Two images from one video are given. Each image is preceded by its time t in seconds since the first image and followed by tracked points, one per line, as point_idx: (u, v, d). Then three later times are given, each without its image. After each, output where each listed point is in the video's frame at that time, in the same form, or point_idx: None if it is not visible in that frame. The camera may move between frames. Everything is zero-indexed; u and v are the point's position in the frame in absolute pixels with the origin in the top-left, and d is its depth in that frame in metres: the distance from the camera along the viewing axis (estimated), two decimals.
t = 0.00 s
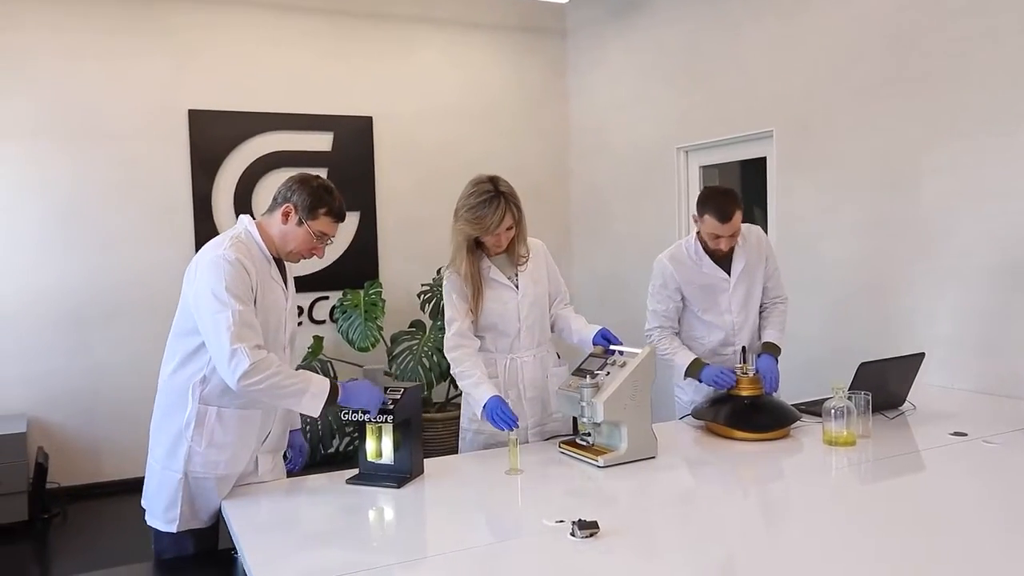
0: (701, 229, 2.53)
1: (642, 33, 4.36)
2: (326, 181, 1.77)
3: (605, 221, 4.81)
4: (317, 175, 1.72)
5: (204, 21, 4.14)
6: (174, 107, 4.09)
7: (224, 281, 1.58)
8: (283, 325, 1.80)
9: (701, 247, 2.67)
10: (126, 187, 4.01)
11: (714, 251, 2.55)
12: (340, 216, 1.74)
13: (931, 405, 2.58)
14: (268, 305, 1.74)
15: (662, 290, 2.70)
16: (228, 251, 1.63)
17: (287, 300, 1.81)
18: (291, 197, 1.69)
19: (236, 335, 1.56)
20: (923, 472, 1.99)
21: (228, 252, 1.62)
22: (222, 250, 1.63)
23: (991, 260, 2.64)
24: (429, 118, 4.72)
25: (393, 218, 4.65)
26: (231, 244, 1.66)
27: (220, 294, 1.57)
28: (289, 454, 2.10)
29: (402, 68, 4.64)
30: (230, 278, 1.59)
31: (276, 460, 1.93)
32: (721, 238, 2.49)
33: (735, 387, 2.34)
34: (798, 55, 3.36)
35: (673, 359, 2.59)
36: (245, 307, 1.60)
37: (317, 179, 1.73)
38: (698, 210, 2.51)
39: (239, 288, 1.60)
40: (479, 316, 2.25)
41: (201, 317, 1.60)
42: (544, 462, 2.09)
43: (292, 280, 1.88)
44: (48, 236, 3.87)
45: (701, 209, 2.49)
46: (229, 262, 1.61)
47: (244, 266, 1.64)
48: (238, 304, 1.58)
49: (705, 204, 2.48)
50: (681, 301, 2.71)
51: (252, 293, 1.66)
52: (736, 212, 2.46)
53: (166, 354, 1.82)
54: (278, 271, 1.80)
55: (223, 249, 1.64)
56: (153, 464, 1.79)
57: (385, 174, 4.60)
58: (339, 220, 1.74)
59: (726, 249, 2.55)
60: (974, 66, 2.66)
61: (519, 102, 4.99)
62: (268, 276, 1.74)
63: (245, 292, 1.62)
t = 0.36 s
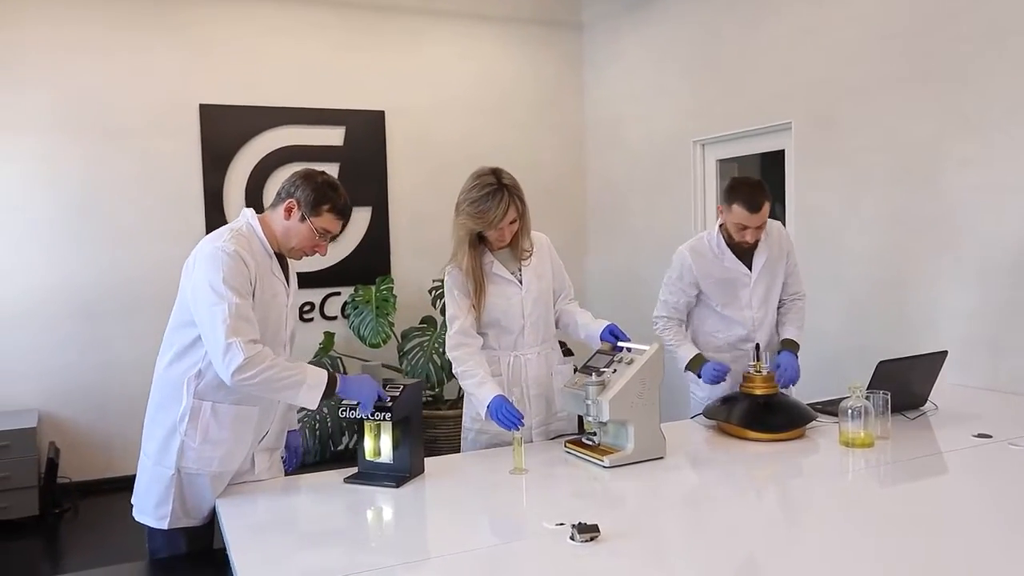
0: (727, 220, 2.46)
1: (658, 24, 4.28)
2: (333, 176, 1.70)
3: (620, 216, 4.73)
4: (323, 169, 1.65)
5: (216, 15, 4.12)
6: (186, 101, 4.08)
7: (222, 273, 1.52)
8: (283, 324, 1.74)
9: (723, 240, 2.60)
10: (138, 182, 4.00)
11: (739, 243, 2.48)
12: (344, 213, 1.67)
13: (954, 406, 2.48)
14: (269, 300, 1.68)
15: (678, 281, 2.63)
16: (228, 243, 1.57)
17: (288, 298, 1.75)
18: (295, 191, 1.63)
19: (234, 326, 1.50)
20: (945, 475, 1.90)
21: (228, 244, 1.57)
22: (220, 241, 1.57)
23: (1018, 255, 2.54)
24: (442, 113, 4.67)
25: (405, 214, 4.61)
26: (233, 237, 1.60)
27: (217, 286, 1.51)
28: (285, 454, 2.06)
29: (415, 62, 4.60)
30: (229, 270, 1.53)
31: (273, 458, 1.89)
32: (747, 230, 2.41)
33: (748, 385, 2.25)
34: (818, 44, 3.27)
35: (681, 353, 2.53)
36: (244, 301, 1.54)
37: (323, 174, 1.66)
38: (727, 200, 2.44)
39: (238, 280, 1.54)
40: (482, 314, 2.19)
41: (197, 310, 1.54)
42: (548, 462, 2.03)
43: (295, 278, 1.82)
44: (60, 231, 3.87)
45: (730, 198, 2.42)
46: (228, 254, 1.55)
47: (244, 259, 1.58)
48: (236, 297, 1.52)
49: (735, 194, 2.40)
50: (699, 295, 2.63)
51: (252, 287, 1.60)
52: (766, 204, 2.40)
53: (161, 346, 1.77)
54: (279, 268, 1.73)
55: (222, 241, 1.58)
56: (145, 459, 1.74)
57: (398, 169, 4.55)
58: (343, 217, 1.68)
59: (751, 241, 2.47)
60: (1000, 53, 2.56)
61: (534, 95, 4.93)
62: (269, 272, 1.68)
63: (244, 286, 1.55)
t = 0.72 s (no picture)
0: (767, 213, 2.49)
1: (670, 17, 4.20)
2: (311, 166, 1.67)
3: (633, 213, 4.66)
4: (299, 158, 1.62)
5: (223, 12, 4.10)
6: (193, 98, 4.06)
7: (196, 271, 1.50)
8: (269, 319, 1.71)
9: (762, 236, 2.58)
10: (146, 180, 3.99)
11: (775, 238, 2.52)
12: (323, 201, 1.63)
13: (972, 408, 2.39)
14: (252, 295, 1.65)
15: (716, 275, 2.57)
16: (204, 239, 1.54)
17: (273, 292, 1.72)
18: (270, 181, 1.60)
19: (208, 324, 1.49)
20: (960, 480, 1.82)
21: (203, 240, 1.54)
22: (197, 238, 1.55)
23: None
24: (451, 109, 4.63)
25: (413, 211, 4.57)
26: (211, 232, 1.58)
27: (191, 284, 1.50)
28: (288, 454, 1.99)
29: (424, 58, 4.55)
30: (204, 267, 1.51)
31: (264, 458, 1.86)
32: (785, 224, 2.44)
33: (755, 385, 2.17)
34: (831, 36, 3.18)
35: (726, 351, 2.48)
36: (220, 299, 1.52)
37: (299, 163, 1.63)
38: (769, 193, 2.47)
39: (213, 278, 1.52)
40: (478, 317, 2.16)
41: (174, 309, 1.53)
42: (548, 465, 1.97)
43: (284, 271, 1.79)
44: (68, 229, 3.87)
45: (772, 191, 2.45)
46: (203, 251, 1.53)
47: (220, 255, 1.56)
48: (211, 295, 1.51)
49: (780, 187, 2.42)
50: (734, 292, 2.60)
51: (231, 283, 1.58)
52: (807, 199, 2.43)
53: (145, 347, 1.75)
54: (263, 261, 1.71)
55: (198, 237, 1.56)
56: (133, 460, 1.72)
57: (406, 166, 4.51)
58: (322, 205, 1.63)
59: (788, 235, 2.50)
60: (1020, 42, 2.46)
61: (544, 91, 4.87)
62: (249, 267, 1.65)
63: (220, 283, 1.54)
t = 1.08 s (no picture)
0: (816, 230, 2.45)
1: (685, 12, 4.14)
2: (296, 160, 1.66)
3: (647, 212, 4.60)
4: (281, 154, 1.61)
5: (234, 11, 4.10)
6: (204, 98, 4.07)
7: (179, 272, 1.51)
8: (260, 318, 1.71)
9: (802, 246, 2.57)
10: (158, 179, 4.01)
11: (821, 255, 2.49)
12: (308, 197, 1.62)
13: (992, 414, 2.31)
14: (241, 294, 1.65)
15: (757, 281, 2.57)
16: (187, 240, 1.56)
17: (264, 290, 1.73)
18: (253, 178, 1.59)
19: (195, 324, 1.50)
20: (975, 490, 1.76)
21: (185, 241, 1.55)
22: (179, 238, 1.56)
23: None
24: (463, 107, 4.59)
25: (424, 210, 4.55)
26: (194, 232, 1.59)
27: (175, 286, 1.51)
28: (282, 454, 1.98)
29: (436, 56, 4.52)
30: (187, 267, 1.52)
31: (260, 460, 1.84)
32: (835, 245, 2.41)
33: (763, 390, 2.11)
34: (847, 30, 3.10)
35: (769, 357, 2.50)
36: (205, 299, 1.53)
37: (282, 159, 1.62)
38: (823, 211, 2.41)
39: (196, 279, 1.53)
40: (467, 327, 2.13)
41: (160, 310, 1.54)
42: (546, 470, 1.93)
43: (275, 270, 1.79)
44: (81, 228, 3.90)
45: (828, 210, 2.39)
46: (185, 252, 1.54)
47: (205, 254, 1.56)
48: (195, 295, 1.52)
49: (837, 208, 2.37)
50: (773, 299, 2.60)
51: (217, 282, 1.59)
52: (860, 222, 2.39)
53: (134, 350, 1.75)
54: (251, 260, 1.71)
55: (181, 238, 1.57)
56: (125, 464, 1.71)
57: (418, 165, 4.49)
58: (309, 201, 1.63)
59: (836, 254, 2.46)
60: None
61: (559, 88, 4.82)
62: (236, 267, 1.65)
63: (204, 283, 1.54)
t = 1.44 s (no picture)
0: (827, 248, 2.38)
1: (699, 9, 4.09)
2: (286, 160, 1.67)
3: (661, 211, 4.56)
4: (269, 154, 1.61)
5: (247, 11, 4.12)
6: (217, 98, 4.09)
7: (168, 273, 1.52)
8: (252, 319, 1.72)
9: (815, 264, 2.47)
10: (171, 179, 4.04)
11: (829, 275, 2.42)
12: (297, 196, 1.63)
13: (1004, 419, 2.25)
14: (233, 294, 1.66)
15: (772, 298, 2.46)
16: (177, 240, 1.56)
17: (256, 290, 1.74)
18: (241, 179, 1.60)
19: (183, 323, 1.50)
20: (979, 498, 1.70)
21: (174, 242, 1.56)
22: (168, 240, 1.57)
23: None
24: (476, 106, 4.58)
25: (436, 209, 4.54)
26: (185, 234, 1.60)
27: (163, 286, 1.51)
28: (277, 454, 1.98)
29: (449, 55, 4.51)
30: (177, 268, 1.53)
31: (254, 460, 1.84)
32: (844, 265, 2.34)
33: (765, 393, 2.06)
34: (862, 26, 3.04)
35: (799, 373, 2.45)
36: (193, 299, 1.54)
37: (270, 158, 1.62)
38: (836, 230, 2.33)
39: (186, 279, 1.53)
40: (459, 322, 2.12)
41: (149, 310, 1.55)
42: (540, 473, 1.91)
43: (268, 270, 1.80)
44: (96, 228, 3.94)
45: (841, 229, 2.31)
46: (173, 252, 1.54)
47: (195, 254, 1.57)
48: (184, 295, 1.52)
49: (850, 228, 2.29)
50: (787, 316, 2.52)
51: (207, 282, 1.59)
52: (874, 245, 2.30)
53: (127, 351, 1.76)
54: (242, 261, 1.71)
55: (171, 239, 1.57)
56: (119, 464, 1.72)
57: (430, 164, 4.48)
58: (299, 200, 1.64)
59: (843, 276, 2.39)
60: None
61: (573, 86, 4.79)
62: (226, 267, 1.65)
63: (193, 284, 1.55)
